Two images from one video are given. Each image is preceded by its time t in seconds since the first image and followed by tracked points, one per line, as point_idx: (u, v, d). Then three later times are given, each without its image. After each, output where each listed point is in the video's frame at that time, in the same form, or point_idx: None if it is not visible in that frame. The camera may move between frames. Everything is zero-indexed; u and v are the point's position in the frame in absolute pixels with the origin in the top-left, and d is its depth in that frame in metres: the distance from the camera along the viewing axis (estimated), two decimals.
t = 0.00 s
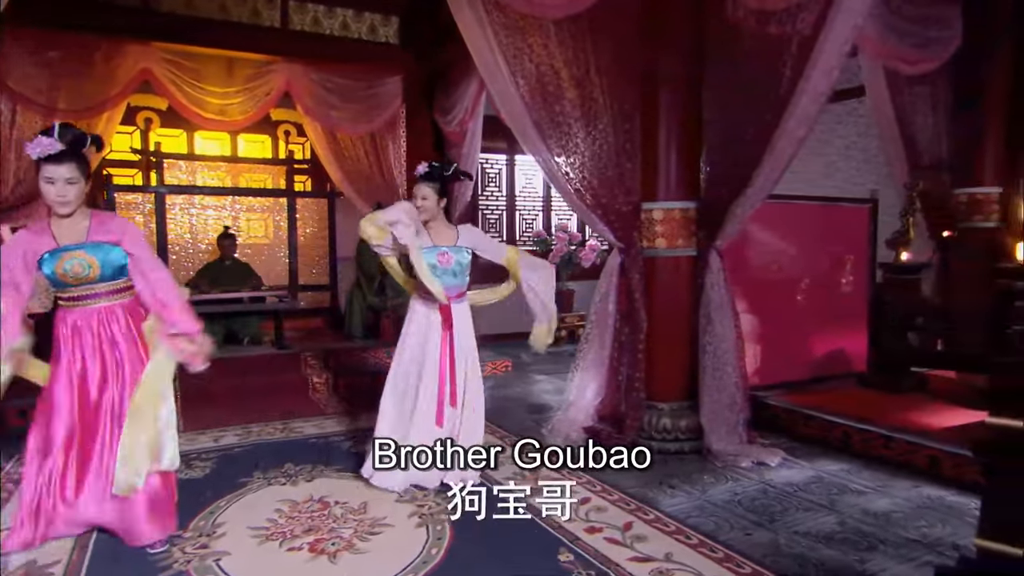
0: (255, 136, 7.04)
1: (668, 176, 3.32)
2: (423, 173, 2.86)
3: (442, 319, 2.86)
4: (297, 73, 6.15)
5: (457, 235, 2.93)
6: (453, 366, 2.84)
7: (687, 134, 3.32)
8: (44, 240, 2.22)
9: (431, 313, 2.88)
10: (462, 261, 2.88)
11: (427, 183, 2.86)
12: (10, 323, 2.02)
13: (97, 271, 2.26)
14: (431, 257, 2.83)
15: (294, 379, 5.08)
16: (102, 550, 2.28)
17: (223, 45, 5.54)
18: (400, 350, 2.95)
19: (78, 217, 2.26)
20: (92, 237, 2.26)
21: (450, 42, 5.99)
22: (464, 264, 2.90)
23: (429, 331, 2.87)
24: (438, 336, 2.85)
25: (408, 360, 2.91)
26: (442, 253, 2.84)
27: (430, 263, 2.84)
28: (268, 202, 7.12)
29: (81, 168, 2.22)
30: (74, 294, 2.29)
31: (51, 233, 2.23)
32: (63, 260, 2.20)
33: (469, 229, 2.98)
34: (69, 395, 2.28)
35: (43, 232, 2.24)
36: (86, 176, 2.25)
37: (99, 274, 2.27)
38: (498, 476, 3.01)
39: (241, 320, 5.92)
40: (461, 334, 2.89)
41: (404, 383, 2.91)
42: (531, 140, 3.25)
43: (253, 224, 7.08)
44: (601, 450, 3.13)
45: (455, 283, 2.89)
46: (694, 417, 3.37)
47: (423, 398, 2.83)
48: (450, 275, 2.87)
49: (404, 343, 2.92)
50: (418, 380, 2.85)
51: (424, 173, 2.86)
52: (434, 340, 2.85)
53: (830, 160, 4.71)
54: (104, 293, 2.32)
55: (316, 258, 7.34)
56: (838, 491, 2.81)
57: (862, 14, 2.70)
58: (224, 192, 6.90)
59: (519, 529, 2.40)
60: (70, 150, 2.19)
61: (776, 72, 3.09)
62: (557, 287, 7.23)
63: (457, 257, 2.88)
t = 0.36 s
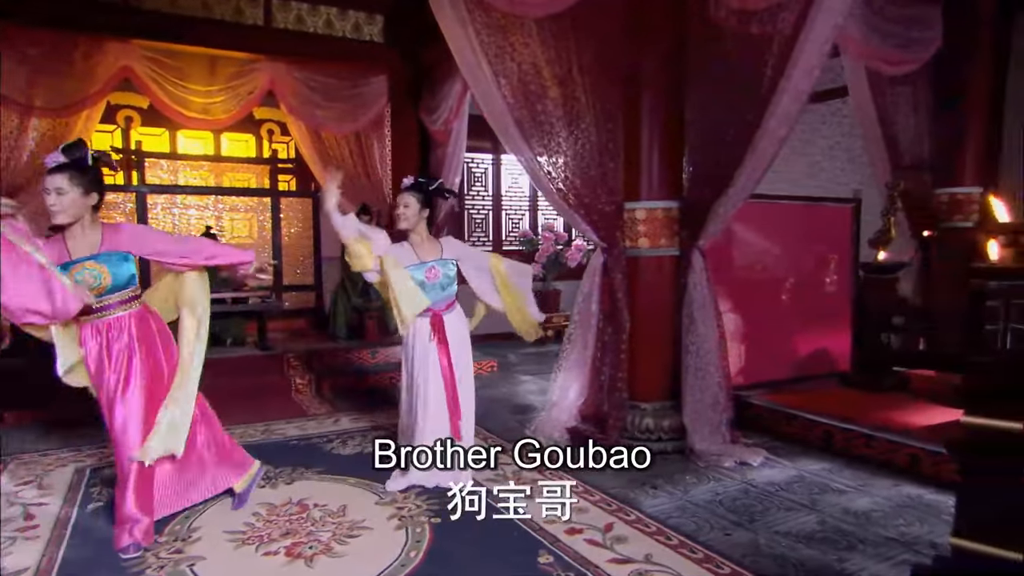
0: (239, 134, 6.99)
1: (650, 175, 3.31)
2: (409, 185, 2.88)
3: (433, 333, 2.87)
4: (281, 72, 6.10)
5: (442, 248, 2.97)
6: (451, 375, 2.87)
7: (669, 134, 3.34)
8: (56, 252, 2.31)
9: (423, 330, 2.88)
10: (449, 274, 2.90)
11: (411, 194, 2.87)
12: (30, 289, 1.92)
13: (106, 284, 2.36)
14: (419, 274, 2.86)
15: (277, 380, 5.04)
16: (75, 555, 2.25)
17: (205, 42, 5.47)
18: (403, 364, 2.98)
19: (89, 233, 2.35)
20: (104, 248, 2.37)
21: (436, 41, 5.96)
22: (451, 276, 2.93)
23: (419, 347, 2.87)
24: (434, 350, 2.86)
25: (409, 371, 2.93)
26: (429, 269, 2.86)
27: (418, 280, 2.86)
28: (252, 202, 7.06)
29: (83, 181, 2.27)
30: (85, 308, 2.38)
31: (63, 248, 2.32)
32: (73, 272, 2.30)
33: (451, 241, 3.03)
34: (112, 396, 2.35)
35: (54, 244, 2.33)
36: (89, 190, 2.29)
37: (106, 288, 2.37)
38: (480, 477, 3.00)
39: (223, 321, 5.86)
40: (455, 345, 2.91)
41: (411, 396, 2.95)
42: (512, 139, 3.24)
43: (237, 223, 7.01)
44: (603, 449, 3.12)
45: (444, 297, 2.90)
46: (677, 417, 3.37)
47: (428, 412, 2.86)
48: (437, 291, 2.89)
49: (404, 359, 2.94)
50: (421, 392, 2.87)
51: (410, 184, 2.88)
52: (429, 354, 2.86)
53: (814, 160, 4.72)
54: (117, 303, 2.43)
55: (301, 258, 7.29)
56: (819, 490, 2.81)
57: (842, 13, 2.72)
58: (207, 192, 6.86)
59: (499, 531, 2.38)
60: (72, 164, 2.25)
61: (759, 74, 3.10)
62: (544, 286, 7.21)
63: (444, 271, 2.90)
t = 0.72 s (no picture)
0: (222, 134, 6.92)
1: (633, 175, 3.29)
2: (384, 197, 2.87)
3: (420, 343, 2.82)
4: (265, 71, 6.05)
5: (421, 258, 2.92)
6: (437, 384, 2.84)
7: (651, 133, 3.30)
8: (35, 273, 2.21)
9: (409, 340, 2.82)
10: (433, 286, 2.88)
11: (387, 206, 2.85)
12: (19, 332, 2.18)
13: (91, 301, 2.29)
14: (404, 288, 2.82)
15: (259, 382, 4.99)
16: (46, 561, 2.20)
17: (186, 40, 5.41)
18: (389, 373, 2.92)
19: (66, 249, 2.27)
20: (83, 264, 2.28)
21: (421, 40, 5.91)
22: (435, 288, 2.91)
23: (406, 357, 2.82)
24: (421, 358, 2.81)
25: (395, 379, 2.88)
26: (413, 282, 2.83)
27: (403, 293, 2.82)
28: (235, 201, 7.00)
29: (54, 197, 2.22)
30: (76, 328, 2.30)
31: (41, 267, 2.23)
32: (55, 293, 2.22)
33: (429, 250, 2.98)
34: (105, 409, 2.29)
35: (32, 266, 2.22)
36: (60, 206, 2.24)
37: (92, 306, 2.29)
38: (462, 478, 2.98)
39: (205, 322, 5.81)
40: (441, 354, 2.87)
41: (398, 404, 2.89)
42: (494, 138, 3.21)
43: (220, 223, 6.94)
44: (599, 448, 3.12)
45: (428, 308, 2.87)
46: (660, 417, 3.36)
47: (415, 420, 2.82)
48: (421, 302, 2.85)
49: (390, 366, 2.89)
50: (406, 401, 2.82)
51: (384, 195, 2.86)
52: (416, 362, 2.81)
53: (797, 160, 4.69)
54: (108, 318, 2.35)
55: (284, 259, 7.24)
56: (800, 490, 2.81)
57: (821, 12, 2.78)
58: (190, 192, 6.77)
59: (478, 533, 2.37)
60: (51, 181, 2.24)
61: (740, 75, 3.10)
62: (530, 286, 7.19)
63: (428, 282, 2.88)
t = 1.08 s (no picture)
0: (204, 133, 6.85)
1: (615, 175, 3.28)
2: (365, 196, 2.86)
3: (401, 344, 2.79)
4: (248, 70, 5.99)
5: (401, 257, 2.89)
6: (416, 387, 2.81)
7: (634, 133, 3.29)
8: None
9: (389, 342, 2.79)
10: (414, 285, 2.84)
11: (367, 206, 2.83)
12: None
13: (55, 306, 2.25)
14: (383, 289, 2.79)
15: (239, 384, 4.93)
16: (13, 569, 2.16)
17: (165, 38, 5.33)
18: (368, 374, 2.89)
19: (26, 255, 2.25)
20: (43, 270, 2.24)
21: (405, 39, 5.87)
22: (415, 287, 2.88)
23: (386, 358, 2.78)
24: (401, 360, 2.79)
25: (373, 380, 2.86)
26: (393, 280, 2.79)
27: (383, 293, 2.79)
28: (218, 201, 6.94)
29: (8, 202, 2.21)
30: (43, 335, 2.27)
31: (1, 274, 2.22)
32: (17, 302, 2.19)
33: (407, 250, 2.95)
34: (72, 416, 2.25)
35: None
36: (15, 211, 2.22)
37: (57, 311, 2.26)
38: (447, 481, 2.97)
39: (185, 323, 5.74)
40: (422, 355, 2.86)
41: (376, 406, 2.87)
42: (475, 138, 3.19)
43: (202, 223, 6.87)
44: (597, 449, 3.05)
45: (409, 307, 2.84)
46: (642, 417, 3.35)
47: (392, 423, 2.78)
48: (403, 302, 2.82)
49: (370, 367, 2.86)
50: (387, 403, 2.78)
51: (365, 196, 2.85)
52: (397, 363, 2.79)
53: (783, 159, 4.51)
54: (77, 323, 2.32)
55: (267, 259, 7.17)
56: (781, 490, 2.81)
57: (800, 12, 2.79)
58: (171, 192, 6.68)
59: (457, 536, 2.34)
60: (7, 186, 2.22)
61: (723, 74, 3.09)
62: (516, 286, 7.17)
63: (408, 281, 2.84)
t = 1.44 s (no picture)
0: (187, 132, 6.79)
1: (597, 175, 3.28)
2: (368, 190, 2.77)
3: (377, 341, 2.76)
4: (231, 68, 5.92)
5: (387, 256, 2.89)
6: (391, 386, 2.76)
7: (616, 133, 3.29)
8: None
9: (364, 338, 2.76)
10: (397, 282, 2.83)
11: (376, 200, 2.78)
12: None
13: (47, 296, 2.23)
14: (366, 282, 2.76)
15: (221, 386, 4.87)
16: None
17: (145, 36, 5.26)
18: (343, 369, 2.86)
19: (29, 240, 2.23)
20: (45, 261, 2.24)
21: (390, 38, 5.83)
22: (398, 283, 2.86)
23: (361, 354, 2.75)
24: (377, 356, 2.75)
25: (349, 375, 2.84)
26: (377, 275, 2.77)
27: (366, 286, 2.76)
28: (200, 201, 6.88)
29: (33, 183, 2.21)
30: (18, 323, 2.22)
31: None
32: (9, 286, 2.16)
33: (393, 249, 2.95)
34: (37, 417, 2.20)
35: None
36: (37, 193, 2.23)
37: (47, 301, 2.24)
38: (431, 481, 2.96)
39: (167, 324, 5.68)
40: (398, 354, 2.80)
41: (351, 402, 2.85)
42: (455, 138, 3.16)
43: (185, 224, 6.80)
44: (597, 449, 3.01)
45: (388, 304, 2.82)
46: (625, 417, 3.35)
47: (366, 420, 2.76)
48: (383, 298, 2.80)
49: (345, 364, 2.84)
50: (361, 400, 2.75)
51: (366, 193, 2.76)
52: (372, 360, 2.75)
53: (767, 159, 4.51)
54: (53, 319, 2.27)
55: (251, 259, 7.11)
56: (763, 489, 2.80)
57: (780, 11, 2.82)
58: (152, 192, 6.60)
59: (436, 539, 2.32)
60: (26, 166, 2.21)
61: (707, 76, 3.07)
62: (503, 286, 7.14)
63: (391, 278, 2.83)
